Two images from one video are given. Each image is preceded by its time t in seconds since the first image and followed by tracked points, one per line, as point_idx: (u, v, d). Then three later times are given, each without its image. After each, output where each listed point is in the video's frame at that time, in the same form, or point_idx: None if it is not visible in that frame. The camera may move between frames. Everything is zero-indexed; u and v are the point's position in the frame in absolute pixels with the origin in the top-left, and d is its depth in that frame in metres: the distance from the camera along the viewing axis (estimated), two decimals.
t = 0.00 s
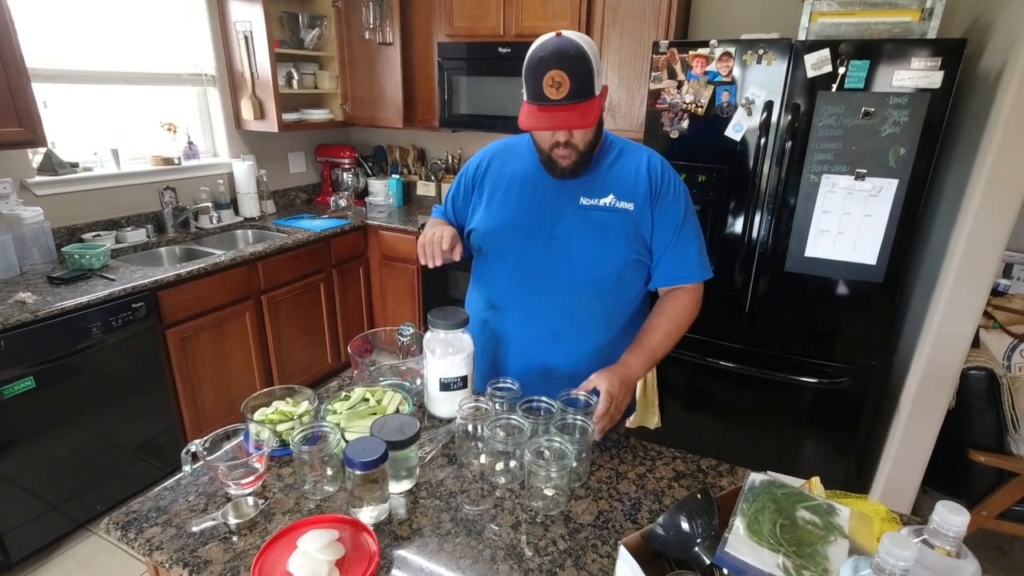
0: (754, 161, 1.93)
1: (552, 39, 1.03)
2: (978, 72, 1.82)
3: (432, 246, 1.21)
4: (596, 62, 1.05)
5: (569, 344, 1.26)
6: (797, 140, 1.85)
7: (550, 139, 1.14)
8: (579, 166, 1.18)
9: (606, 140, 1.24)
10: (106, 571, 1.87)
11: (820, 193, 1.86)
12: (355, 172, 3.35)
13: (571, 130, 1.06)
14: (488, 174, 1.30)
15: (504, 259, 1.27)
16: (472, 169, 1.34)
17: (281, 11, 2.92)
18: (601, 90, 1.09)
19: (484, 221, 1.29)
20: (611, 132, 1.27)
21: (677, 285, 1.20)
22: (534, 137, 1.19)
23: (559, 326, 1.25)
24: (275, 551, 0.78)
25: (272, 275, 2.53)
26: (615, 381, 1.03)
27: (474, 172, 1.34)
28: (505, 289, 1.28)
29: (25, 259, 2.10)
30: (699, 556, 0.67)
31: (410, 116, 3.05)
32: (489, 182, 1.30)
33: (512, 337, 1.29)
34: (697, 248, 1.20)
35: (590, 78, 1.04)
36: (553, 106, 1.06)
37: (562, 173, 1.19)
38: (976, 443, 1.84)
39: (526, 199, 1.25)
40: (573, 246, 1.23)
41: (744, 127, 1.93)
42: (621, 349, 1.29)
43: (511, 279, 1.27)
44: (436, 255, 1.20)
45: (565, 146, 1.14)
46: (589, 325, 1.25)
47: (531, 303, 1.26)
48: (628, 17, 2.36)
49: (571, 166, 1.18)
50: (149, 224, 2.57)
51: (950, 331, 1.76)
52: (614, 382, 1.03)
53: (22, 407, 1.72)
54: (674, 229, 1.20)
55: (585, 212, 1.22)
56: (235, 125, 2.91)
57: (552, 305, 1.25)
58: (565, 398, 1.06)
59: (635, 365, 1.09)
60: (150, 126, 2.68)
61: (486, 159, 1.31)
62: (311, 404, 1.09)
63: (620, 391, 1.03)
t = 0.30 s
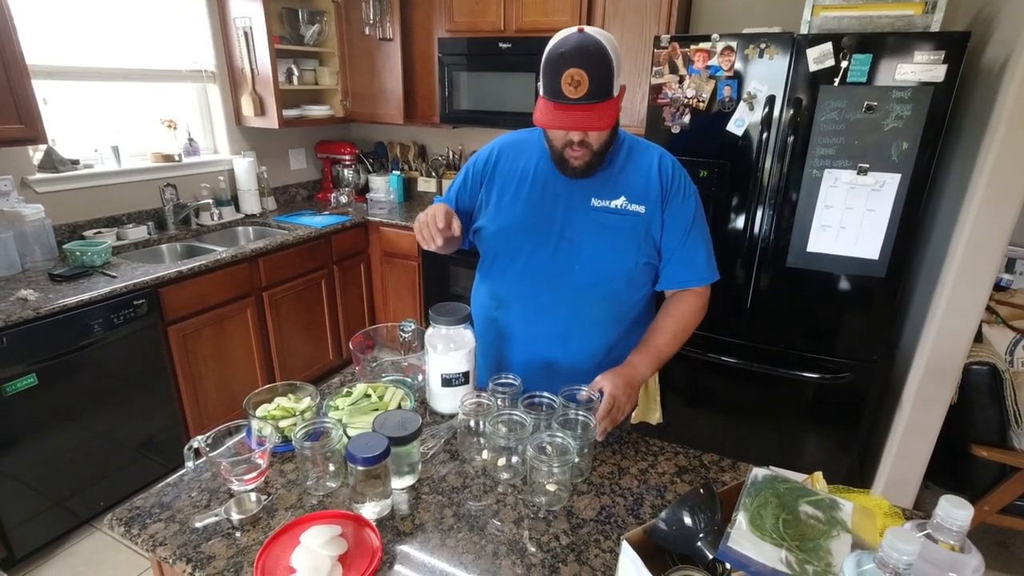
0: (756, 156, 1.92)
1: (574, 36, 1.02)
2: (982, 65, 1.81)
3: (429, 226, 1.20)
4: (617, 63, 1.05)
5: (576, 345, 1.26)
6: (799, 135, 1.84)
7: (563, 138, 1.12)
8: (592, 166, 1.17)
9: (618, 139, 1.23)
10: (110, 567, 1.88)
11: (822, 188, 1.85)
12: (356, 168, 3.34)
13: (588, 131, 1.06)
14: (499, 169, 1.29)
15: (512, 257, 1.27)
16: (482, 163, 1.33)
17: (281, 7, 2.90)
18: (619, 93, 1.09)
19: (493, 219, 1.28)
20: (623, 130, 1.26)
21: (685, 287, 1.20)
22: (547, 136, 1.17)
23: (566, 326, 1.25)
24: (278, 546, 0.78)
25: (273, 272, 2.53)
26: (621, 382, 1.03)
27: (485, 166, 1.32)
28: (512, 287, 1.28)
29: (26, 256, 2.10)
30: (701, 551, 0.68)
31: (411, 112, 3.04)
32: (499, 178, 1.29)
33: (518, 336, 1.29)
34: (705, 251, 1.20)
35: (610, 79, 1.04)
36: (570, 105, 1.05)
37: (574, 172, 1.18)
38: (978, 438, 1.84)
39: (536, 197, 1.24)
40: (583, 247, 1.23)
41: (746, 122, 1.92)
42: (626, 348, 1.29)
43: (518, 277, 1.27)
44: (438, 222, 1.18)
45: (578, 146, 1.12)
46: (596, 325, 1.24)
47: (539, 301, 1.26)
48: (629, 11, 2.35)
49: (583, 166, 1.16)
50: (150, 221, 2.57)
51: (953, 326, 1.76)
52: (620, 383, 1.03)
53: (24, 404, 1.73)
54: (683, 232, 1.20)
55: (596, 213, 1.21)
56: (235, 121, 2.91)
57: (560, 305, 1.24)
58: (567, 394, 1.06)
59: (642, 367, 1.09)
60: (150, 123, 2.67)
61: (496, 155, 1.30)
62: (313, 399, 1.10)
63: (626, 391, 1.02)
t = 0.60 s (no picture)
0: (757, 154, 1.92)
1: (578, 30, 1.02)
2: (984, 63, 1.80)
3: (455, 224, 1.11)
4: (620, 60, 1.05)
5: (585, 344, 1.25)
6: (800, 133, 1.84)
7: (564, 134, 1.12)
8: (593, 162, 1.17)
9: (624, 136, 1.23)
10: (112, 566, 1.88)
11: (824, 186, 1.85)
12: (357, 167, 3.34)
13: (587, 125, 1.05)
14: (504, 168, 1.29)
15: (519, 257, 1.27)
16: (486, 162, 1.32)
17: (281, 7, 2.90)
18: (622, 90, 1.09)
19: (499, 218, 1.28)
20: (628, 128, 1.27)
21: (694, 284, 1.21)
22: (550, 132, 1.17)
23: (574, 325, 1.25)
24: (279, 545, 0.78)
25: (275, 271, 2.53)
26: (639, 397, 1.06)
27: (488, 165, 1.32)
28: (519, 287, 1.27)
29: (29, 255, 2.10)
30: (702, 550, 0.68)
31: (412, 111, 3.04)
32: (504, 177, 1.29)
33: (525, 336, 1.28)
34: (712, 248, 1.21)
35: (612, 74, 1.03)
36: (571, 99, 1.06)
37: (575, 168, 1.18)
38: (980, 436, 1.83)
39: (543, 196, 1.24)
40: (591, 246, 1.23)
41: (747, 120, 1.92)
42: (634, 346, 1.29)
43: (525, 276, 1.26)
44: (482, 224, 1.10)
45: (578, 143, 1.12)
46: (605, 324, 1.24)
47: (546, 301, 1.25)
48: (630, 10, 2.35)
49: (584, 162, 1.16)
50: (152, 221, 2.58)
51: (955, 324, 1.75)
52: (637, 397, 1.06)
53: (26, 403, 1.73)
54: (691, 230, 1.21)
55: (603, 212, 1.21)
56: (236, 121, 2.91)
57: (568, 304, 1.24)
58: (569, 393, 1.07)
59: (658, 374, 1.10)
60: (151, 122, 2.67)
61: (500, 154, 1.30)
62: (314, 398, 1.10)
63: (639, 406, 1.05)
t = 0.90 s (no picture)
0: (759, 154, 1.92)
1: (566, 24, 1.05)
2: (986, 62, 1.80)
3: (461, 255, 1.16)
4: (606, 57, 1.06)
5: (589, 345, 1.25)
6: (802, 132, 1.83)
7: (547, 127, 1.14)
8: (577, 159, 1.16)
9: (624, 136, 1.24)
10: (114, 566, 1.89)
11: (826, 186, 1.84)
12: (359, 168, 3.34)
13: (561, 116, 1.07)
14: (505, 170, 1.30)
15: (522, 258, 1.27)
16: (488, 166, 1.34)
17: (283, 7, 2.91)
18: (608, 88, 1.09)
19: (501, 221, 1.29)
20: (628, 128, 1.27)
21: (698, 282, 1.20)
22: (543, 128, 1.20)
23: (579, 326, 1.25)
24: (280, 546, 0.78)
25: (276, 271, 2.54)
26: (643, 398, 1.06)
27: (490, 168, 1.33)
28: (523, 287, 1.27)
29: (31, 256, 2.11)
30: (704, 550, 0.67)
31: (413, 111, 3.04)
32: (506, 179, 1.30)
33: (529, 337, 1.28)
34: (716, 245, 1.20)
35: (593, 70, 1.05)
36: (551, 91, 1.08)
37: (558, 165, 1.18)
38: (983, 437, 1.83)
39: (544, 197, 1.24)
40: (592, 246, 1.23)
41: (749, 120, 1.92)
42: (640, 345, 1.29)
43: (528, 278, 1.26)
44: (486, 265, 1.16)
45: (560, 136, 1.13)
46: (609, 325, 1.24)
47: (550, 302, 1.25)
48: (632, 10, 2.35)
49: (567, 158, 1.16)
50: (153, 221, 2.58)
51: (958, 324, 1.74)
52: (639, 398, 1.06)
53: (29, 403, 1.73)
54: (693, 226, 1.20)
55: (604, 211, 1.22)
56: (238, 121, 2.91)
57: (572, 305, 1.24)
58: (570, 393, 1.07)
59: (661, 376, 1.10)
60: (153, 122, 2.68)
61: (502, 157, 1.31)
62: (315, 399, 1.10)
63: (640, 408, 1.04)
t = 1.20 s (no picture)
0: (759, 155, 1.92)
1: (548, 24, 1.06)
2: (987, 64, 1.80)
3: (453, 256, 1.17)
4: (587, 54, 1.05)
5: (585, 345, 1.25)
6: (803, 133, 1.83)
7: (533, 126, 1.14)
8: (563, 159, 1.16)
9: (617, 136, 1.23)
10: (114, 566, 1.88)
11: (826, 187, 1.84)
12: (359, 168, 3.34)
13: (539, 113, 1.07)
14: (500, 172, 1.31)
15: (516, 259, 1.27)
16: (485, 169, 1.35)
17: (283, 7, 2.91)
18: (591, 86, 1.08)
19: (496, 223, 1.29)
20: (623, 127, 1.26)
21: (695, 282, 1.18)
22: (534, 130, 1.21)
23: (574, 327, 1.25)
24: (280, 546, 0.78)
25: (276, 271, 2.54)
26: (643, 398, 1.06)
27: (486, 171, 1.34)
28: (518, 288, 1.28)
29: (31, 256, 2.11)
30: (704, 552, 0.67)
31: (413, 112, 3.04)
32: (501, 182, 1.31)
33: (525, 338, 1.28)
34: (713, 244, 1.18)
35: (574, 68, 1.04)
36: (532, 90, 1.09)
37: (546, 164, 1.18)
38: (983, 438, 1.83)
39: (537, 199, 1.24)
40: (586, 246, 1.22)
41: (749, 121, 1.92)
42: (640, 345, 1.28)
43: (523, 279, 1.27)
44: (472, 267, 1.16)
45: (545, 135, 1.12)
46: (605, 326, 1.24)
47: (545, 303, 1.25)
48: (632, 11, 2.35)
49: (554, 158, 1.16)
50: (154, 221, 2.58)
51: (958, 325, 1.74)
52: (639, 398, 1.06)
53: (29, 403, 1.73)
54: (689, 226, 1.18)
55: (597, 212, 1.21)
56: (238, 121, 2.91)
57: (567, 306, 1.24)
58: (570, 395, 1.06)
59: (661, 377, 1.10)
60: (153, 122, 2.68)
61: (496, 160, 1.32)
62: (315, 399, 1.10)
63: (641, 411, 1.03)
